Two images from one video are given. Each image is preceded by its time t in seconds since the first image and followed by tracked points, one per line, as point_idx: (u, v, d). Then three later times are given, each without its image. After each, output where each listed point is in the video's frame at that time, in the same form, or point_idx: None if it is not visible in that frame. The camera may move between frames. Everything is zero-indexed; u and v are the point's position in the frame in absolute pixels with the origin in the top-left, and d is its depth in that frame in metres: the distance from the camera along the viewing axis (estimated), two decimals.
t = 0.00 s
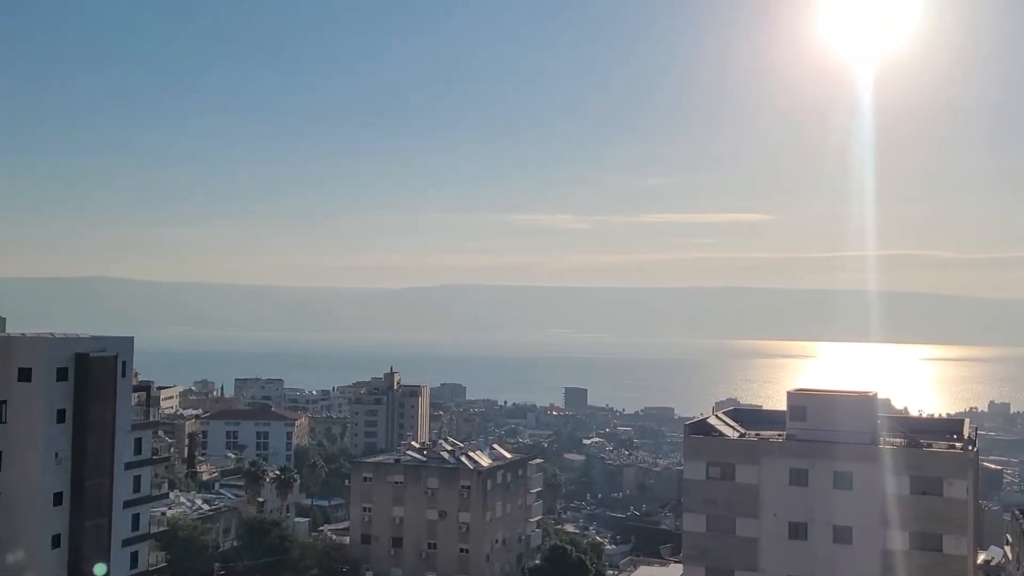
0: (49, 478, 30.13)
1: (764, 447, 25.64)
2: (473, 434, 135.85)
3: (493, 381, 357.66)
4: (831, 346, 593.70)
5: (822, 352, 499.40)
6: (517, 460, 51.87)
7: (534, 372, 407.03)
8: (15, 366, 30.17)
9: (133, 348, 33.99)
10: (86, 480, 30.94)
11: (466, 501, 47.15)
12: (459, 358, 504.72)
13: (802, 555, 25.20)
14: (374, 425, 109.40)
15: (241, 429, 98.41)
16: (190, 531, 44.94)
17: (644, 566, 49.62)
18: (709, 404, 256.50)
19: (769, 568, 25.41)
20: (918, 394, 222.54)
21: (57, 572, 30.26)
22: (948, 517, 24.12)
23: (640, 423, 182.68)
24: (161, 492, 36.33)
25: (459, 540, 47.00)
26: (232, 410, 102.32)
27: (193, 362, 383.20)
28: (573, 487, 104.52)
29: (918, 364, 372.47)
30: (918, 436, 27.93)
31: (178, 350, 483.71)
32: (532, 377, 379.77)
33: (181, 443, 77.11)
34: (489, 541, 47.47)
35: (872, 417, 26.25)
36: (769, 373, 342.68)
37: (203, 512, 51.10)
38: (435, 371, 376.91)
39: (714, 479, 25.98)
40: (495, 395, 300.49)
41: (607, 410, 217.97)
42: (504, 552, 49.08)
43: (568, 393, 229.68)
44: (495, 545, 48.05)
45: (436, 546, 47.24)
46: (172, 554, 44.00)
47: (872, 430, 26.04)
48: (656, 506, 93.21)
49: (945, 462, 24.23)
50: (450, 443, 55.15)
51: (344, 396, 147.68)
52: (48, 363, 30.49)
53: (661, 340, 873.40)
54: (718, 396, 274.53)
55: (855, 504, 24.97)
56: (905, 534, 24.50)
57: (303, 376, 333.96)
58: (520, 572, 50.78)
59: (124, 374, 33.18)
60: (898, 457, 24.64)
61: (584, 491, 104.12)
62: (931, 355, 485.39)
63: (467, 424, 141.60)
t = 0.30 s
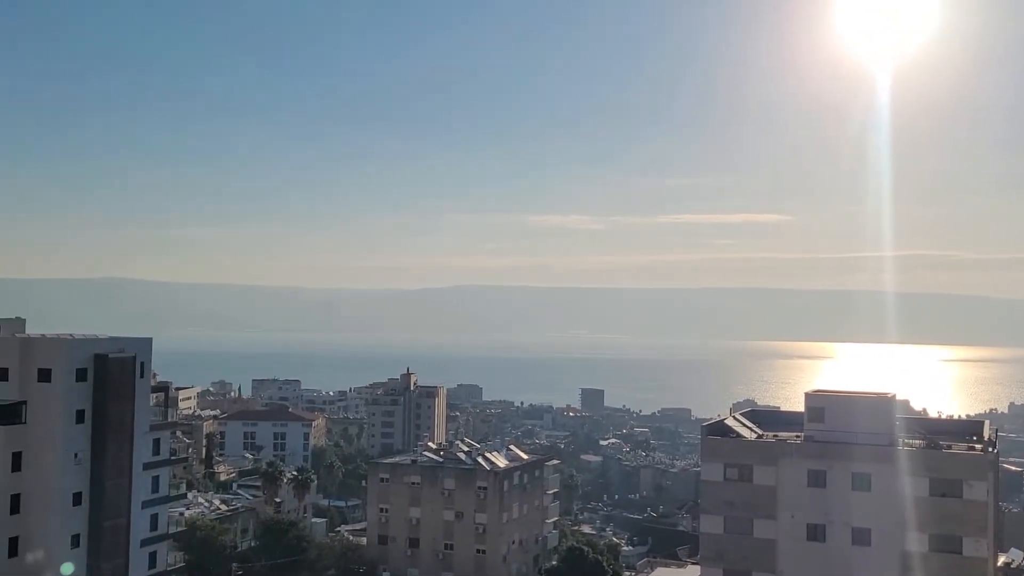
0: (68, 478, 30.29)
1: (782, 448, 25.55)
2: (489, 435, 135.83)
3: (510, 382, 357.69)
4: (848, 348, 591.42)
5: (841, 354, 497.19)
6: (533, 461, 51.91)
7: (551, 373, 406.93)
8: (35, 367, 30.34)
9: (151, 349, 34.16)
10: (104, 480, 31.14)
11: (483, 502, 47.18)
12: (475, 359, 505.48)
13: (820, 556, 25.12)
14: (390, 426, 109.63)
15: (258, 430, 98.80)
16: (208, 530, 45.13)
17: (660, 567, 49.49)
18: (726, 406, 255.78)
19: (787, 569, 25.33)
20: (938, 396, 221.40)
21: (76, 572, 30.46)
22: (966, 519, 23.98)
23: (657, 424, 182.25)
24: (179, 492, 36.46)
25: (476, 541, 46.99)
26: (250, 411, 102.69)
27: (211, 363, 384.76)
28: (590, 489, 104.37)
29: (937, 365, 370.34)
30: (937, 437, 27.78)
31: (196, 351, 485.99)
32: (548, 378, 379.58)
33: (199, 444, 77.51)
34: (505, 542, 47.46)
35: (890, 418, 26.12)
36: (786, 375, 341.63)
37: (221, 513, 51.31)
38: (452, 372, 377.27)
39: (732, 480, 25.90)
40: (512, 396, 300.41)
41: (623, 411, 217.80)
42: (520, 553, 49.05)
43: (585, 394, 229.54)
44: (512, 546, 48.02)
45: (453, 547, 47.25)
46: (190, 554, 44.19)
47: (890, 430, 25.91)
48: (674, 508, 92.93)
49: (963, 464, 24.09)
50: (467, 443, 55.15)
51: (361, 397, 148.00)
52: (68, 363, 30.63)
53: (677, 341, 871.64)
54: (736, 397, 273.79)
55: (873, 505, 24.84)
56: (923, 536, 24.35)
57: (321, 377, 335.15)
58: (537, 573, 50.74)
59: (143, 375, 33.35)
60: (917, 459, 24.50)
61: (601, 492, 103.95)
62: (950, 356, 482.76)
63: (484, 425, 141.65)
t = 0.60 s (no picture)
0: (94, 479, 30.49)
1: (807, 450, 25.40)
2: (512, 436, 135.87)
3: (533, 383, 358.06)
4: (872, 349, 587.98)
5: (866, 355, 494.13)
6: (557, 462, 51.85)
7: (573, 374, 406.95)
8: (62, 367, 30.59)
9: (177, 350, 34.41)
10: (131, 480, 31.36)
11: (506, 503, 47.17)
12: (498, 360, 505.73)
13: (845, 558, 24.97)
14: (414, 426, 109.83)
15: (282, 430, 99.27)
16: (233, 530, 45.34)
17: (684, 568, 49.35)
18: (749, 407, 254.81)
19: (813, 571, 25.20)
20: (964, 397, 219.59)
21: (102, 571, 30.71)
22: (993, 522, 23.76)
23: (680, 425, 181.75)
24: (204, 492, 36.69)
25: (499, 542, 47.02)
26: (273, 411, 103.15)
27: (235, 364, 386.82)
28: (613, 490, 104.20)
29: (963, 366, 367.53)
30: (964, 439, 27.52)
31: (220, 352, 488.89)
32: (571, 379, 379.49)
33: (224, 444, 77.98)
34: (528, 543, 47.47)
35: (916, 420, 25.92)
36: (810, 376, 339.58)
37: (245, 513, 51.51)
38: (475, 373, 377.87)
39: (757, 482, 25.78)
40: (535, 397, 300.53)
41: (646, 412, 217.35)
42: (543, 554, 49.02)
43: (607, 396, 229.25)
44: (535, 547, 48.00)
45: (476, 548, 47.29)
46: (214, 554, 44.41)
47: (915, 432, 25.72)
48: (697, 510, 92.59)
49: (990, 467, 23.87)
50: (490, 444, 55.18)
51: (384, 398, 148.33)
52: (96, 363, 30.84)
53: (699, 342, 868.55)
54: (760, 399, 272.94)
55: (899, 508, 24.63)
56: (949, 539, 24.15)
57: (344, 378, 336.47)
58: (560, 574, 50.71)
59: (168, 375, 33.56)
60: (943, 463, 24.27)
61: (624, 494, 103.73)
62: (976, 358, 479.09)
63: (506, 426, 141.70)
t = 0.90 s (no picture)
0: (113, 478, 30.65)
1: (825, 453, 25.25)
2: (529, 437, 135.92)
3: (549, 384, 358.38)
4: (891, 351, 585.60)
5: (885, 357, 491.51)
6: (573, 463, 51.79)
7: (590, 375, 406.91)
8: (81, 368, 30.77)
9: (194, 351, 34.53)
10: (149, 481, 31.51)
11: (522, 504, 47.15)
12: (515, 362, 506.13)
13: (864, 561, 24.83)
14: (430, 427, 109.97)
15: (299, 431, 99.57)
16: (249, 530, 45.50)
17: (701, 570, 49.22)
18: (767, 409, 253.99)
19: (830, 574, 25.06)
20: (983, 399, 218.17)
21: (120, 570, 30.83)
22: (1013, 526, 23.60)
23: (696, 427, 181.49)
24: (221, 493, 36.81)
25: (516, 543, 46.96)
26: (290, 412, 103.42)
27: (255, 365, 389.24)
28: (630, 491, 103.99)
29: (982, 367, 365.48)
30: (983, 441, 27.37)
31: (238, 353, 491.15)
32: (588, 380, 379.38)
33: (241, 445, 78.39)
34: (544, 544, 47.39)
35: (932, 422, 25.76)
36: (828, 377, 338.61)
37: (262, 513, 51.67)
38: (492, 375, 378.50)
39: (775, 484, 25.65)
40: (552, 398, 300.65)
41: (664, 413, 216.88)
42: (560, 556, 48.94)
43: (624, 397, 229.02)
44: (551, 549, 47.92)
45: (492, 550, 47.26)
46: (232, 554, 44.55)
47: (934, 434, 25.57)
48: (714, 511, 92.30)
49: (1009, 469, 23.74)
50: (506, 444, 55.21)
51: (400, 399, 148.63)
52: (113, 363, 31.00)
53: (716, 343, 866.00)
54: (777, 400, 272.23)
55: (918, 509, 24.46)
56: (969, 542, 23.97)
57: (361, 379, 337.00)
58: None
59: (186, 376, 33.70)
60: (963, 464, 24.12)
61: (641, 495, 103.56)
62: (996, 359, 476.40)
63: (523, 428, 141.81)
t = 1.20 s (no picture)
0: (132, 478, 30.81)
1: (844, 454, 25.13)
2: (546, 438, 135.92)
3: (567, 385, 358.36)
4: (910, 351, 582.45)
5: (905, 357, 489.32)
6: (591, 464, 51.73)
7: (607, 376, 406.42)
8: (101, 369, 30.92)
9: (213, 351, 34.68)
10: (169, 481, 31.69)
11: (540, 505, 47.13)
12: (532, 362, 506.23)
13: (884, 562, 24.70)
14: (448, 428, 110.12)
15: (317, 431, 99.94)
16: (268, 530, 45.65)
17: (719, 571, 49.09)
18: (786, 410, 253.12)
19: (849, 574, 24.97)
20: (1003, 400, 216.82)
21: (140, 569, 31.05)
22: None
23: (715, 428, 180.84)
24: (239, 493, 36.94)
25: (534, 543, 46.96)
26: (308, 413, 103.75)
27: (274, 366, 391.02)
28: (648, 492, 103.83)
29: (1004, 368, 362.80)
30: (1003, 442, 27.19)
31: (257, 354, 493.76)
32: (606, 381, 379.10)
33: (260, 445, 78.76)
34: (562, 545, 47.36)
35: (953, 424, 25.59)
36: (848, 378, 337.13)
37: (280, 513, 51.84)
38: (509, 375, 378.91)
39: (794, 486, 25.55)
40: (570, 399, 300.54)
41: (681, 414, 216.40)
42: (577, 557, 48.90)
43: (642, 398, 228.72)
44: (569, 550, 47.90)
45: (510, 550, 47.30)
46: (251, 554, 44.74)
47: (954, 435, 25.41)
48: (733, 512, 92.00)
49: None
50: (524, 446, 55.17)
51: (418, 399, 148.87)
52: (133, 364, 31.14)
53: (734, 344, 863.50)
54: (796, 402, 271.22)
55: (939, 510, 24.30)
56: (989, 544, 23.82)
57: (379, 379, 337.94)
58: None
59: (204, 376, 33.82)
60: (982, 466, 23.94)
61: (659, 496, 103.35)
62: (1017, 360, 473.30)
63: (540, 428, 141.86)
